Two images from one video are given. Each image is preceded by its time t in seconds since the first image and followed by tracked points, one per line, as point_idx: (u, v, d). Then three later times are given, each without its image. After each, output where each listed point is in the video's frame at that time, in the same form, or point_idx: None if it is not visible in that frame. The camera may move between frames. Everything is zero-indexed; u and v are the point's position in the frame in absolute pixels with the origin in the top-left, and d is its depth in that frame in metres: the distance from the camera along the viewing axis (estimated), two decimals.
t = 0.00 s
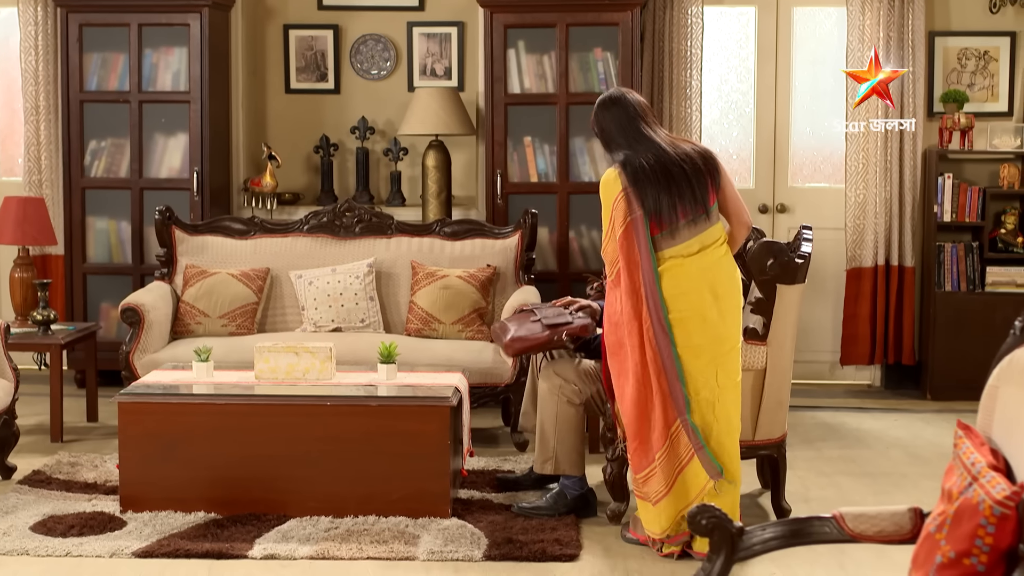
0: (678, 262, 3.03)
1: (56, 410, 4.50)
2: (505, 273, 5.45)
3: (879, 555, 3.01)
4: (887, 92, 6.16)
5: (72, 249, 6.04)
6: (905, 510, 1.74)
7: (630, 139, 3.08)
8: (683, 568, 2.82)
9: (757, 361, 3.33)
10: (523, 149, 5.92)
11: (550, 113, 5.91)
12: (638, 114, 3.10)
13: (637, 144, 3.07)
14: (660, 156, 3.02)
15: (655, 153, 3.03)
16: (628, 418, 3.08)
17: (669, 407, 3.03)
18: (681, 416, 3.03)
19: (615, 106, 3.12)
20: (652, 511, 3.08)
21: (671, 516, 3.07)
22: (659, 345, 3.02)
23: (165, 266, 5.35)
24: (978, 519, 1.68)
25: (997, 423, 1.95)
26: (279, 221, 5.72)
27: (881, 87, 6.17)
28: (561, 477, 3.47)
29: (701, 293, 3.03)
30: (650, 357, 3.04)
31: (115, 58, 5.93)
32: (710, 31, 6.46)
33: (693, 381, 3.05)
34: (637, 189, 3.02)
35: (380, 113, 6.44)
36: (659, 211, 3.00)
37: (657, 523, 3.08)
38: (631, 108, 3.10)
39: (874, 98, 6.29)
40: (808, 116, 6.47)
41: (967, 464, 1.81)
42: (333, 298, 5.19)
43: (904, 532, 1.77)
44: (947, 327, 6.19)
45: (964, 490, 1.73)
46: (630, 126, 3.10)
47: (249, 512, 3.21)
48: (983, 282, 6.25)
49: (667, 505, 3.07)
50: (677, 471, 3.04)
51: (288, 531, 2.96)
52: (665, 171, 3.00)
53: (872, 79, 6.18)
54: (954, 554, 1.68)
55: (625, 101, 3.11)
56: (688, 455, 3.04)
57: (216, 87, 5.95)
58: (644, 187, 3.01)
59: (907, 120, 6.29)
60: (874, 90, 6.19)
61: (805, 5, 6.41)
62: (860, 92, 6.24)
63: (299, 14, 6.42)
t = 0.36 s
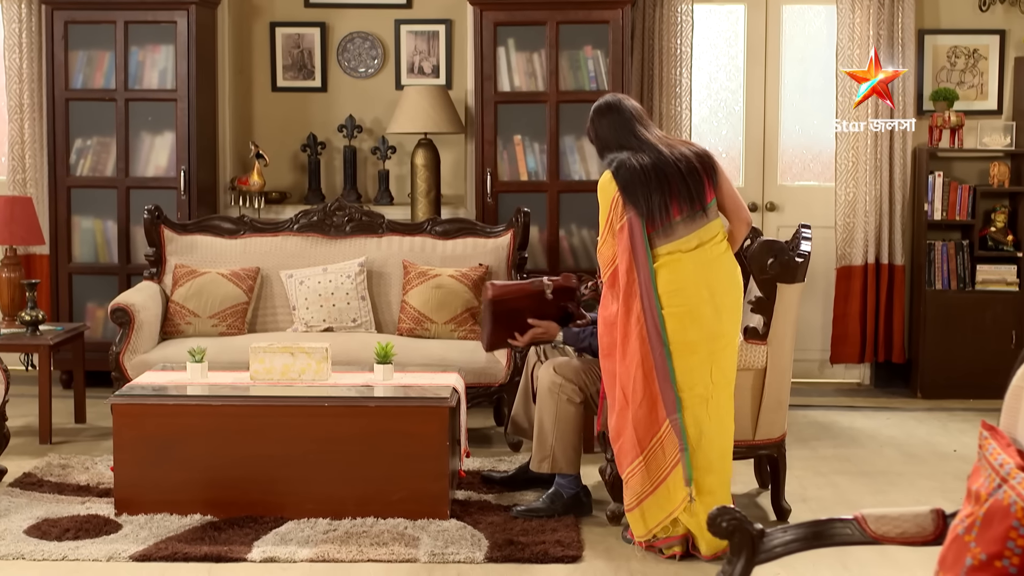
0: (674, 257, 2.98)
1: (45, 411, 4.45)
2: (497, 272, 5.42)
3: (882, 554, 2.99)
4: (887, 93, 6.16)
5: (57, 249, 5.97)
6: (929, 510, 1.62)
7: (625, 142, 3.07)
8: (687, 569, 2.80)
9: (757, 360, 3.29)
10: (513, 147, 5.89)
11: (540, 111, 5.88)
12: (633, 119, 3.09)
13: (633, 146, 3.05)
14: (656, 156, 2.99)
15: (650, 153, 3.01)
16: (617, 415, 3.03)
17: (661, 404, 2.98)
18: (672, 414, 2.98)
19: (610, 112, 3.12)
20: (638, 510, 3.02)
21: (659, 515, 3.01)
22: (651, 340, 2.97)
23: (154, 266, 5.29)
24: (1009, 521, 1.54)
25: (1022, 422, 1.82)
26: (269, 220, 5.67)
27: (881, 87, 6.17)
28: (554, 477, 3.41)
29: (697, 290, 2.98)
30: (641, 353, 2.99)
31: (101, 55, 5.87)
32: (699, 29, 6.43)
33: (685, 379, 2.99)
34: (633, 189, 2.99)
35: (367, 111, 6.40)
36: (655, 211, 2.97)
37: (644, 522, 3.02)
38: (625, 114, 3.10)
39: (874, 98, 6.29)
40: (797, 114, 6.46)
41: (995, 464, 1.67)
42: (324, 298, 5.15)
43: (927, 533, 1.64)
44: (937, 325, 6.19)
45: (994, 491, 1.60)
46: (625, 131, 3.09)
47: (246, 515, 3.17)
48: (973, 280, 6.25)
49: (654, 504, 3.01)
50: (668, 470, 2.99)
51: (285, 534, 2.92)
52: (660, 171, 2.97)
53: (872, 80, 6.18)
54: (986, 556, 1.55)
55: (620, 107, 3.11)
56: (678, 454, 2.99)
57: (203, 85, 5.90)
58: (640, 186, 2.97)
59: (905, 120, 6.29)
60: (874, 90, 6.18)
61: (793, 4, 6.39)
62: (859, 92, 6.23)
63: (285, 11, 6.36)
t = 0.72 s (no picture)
0: (697, 251, 2.89)
1: (34, 410, 4.39)
2: (490, 268, 5.38)
3: (886, 551, 2.96)
4: (887, 92, 6.15)
5: (43, 245, 5.90)
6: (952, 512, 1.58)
7: (626, 149, 2.94)
8: (692, 567, 2.77)
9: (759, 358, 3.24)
10: (503, 143, 5.85)
11: (531, 106, 5.84)
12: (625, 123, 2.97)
13: (635, 151, 2.93)
14: (666, 157, 2.89)
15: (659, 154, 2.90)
16: (627, 413, 2.93)
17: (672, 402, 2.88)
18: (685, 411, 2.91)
19: (598, 120, 2.98)
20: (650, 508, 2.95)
21: (670, 513, 2.95)
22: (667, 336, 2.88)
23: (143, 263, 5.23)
24: None
25: None
26: (258, 216, 5.61)
27: (881, 87, 6.17)
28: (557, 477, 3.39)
29: (719, 285, 2.90)
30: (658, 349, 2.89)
31: (87, 50, 5.80)
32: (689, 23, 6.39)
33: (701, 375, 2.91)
34: (649, 194, 2.88)
35: (355, 106, 6.35)
36: (674, 211, 2.88)
37: (656, 521, 2.96)
38: (615, 119, 2.97)
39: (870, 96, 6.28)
40: (786, 109, 6.44)
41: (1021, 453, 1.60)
42: (316, 295, 5.10)
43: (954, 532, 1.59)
44: (928, 320, 6.18)
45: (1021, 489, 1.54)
46: (620, 136, 2.97)
47: (243, 514, 3.13)
48: (963, 276, 6.24)
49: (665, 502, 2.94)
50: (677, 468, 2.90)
51: (285, 534, 2.88)
52: (676, 171, 2.87)
53: (872, 79, 6.17)
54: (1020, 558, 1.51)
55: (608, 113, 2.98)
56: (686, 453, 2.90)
57: (189, 80, 5.84)
58: (657, 189, 2.88)
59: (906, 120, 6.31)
60: (874, 90, 6.16)
61: None
62: (860, 92, 6.20)
63: (272, 5, 6.30)
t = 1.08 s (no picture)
0: (709, 250, 2.87)
1: (23, 411, 4.33)
2: (483, 268, 5.35)
3: (892, 552, 2.94)
4: (888, 93, 6.20)
5: (28, 245, 5.83)
6: (984, 511, 1.53)
7: (637, 142, 2.90)
8: (699, 567, 2.75)
9: (762, 357, 3.22)
10: (492, 141, 5.82)
11: (521, 104, 5.81)
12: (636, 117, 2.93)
13: (647, 145, 2.89)
14: (682, 151, 2.87)
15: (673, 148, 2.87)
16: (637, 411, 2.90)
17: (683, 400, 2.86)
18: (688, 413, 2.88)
19: (608, 113, 2.94)
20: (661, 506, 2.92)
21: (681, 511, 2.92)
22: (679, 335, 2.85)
23: (133, 262, 5.16)
24: None
25: None
26: (248, 216, 5.55)
27: (881, 87, 6.21)
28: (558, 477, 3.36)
29: (730, 284, 2.89)
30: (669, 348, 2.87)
31: (72, 47, 5.73)
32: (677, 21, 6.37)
33: (713, 374, 2.89)
34: (664, 188, 2.85)
35: (342, 104, 6.29)
36: (689, 207, 2.85)
37: (668, 518, 2.93)
38: (624, 111, 2.93)
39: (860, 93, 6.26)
40: (775, 107, 6.43)
41: None
42: (308, 295, 5.06)
43: (983, 533, 1.54)
44: (918, 318, 6.18)
45: None
46: (630, 130, 2.93)
47: (242, 517, 3.09)
48: (953, 273, 6.22)
49: (677, 501, 2.91)
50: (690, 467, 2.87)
51: (286, 537, 2.85)
52: (692, 165, 2.85)
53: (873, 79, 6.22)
54: None
55: (617, 106, 2.94)
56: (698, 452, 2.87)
57: (176, 78, 5.79)
58: (673, 184, 2.84)
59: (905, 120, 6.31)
60: (875, 90, 6.21)
61: None
62: (860, 93, 6.23)
63: (257, 2, 6.25)
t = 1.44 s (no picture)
0: (719, 247, 2.95)
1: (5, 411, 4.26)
2: (469, 265, 5.31)
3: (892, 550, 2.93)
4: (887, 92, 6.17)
5: (5, 243, 5.75)
6: (1009, 509, 1.51)
7: (636, 140, 2.93)
8: (701, 566, 2.73)
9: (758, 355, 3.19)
10: (476, 138, 5.78)
11: (504, 100, 5.77)
12: (631, 114, 2.96)
13: (646, 142, 2.93)
14: (681, 148, 2.92)
15: (675, 146, 2.93)
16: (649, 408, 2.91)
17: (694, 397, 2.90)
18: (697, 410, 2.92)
19: (602, 112, 2.96)
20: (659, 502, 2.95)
21: (681, 507, 2.94)
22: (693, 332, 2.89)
23: (115, 261, 5.09)
24: None
25: None
26: (231, 213, 5.48)
27: (881, 87, 6.19)
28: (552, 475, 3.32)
29: (738, 282, 2.97)
30: (682, 345, 2.91)
31: (51, 43, 5.65)
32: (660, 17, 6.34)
33: (720, 370, 2.95)
34: (670, 186, 2.90)
35: (322, 100, 6.24)
36: (694, 204, 2.92)
37: (666, 514, 2.95)
38: (619, 110, 2.96)
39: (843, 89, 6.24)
40: (758, 103, 6.42)
41: None
42: (294, 292, 5.02)
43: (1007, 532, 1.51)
44: (902, 314, 6.18)
45: None
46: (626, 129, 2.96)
47: (235, 519, 3.04)
48: (937, 269, 6.23)
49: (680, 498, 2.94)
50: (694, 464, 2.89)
51: (282, 539, 2.81)
52: (694, 163, 2.92)
53: (872, 80, 6.17)
54: None
55: (611, 105, 2.97)
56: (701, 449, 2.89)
57: (156, 73, 5.72)
58: (677, 181, 2.90)
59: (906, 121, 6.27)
60: (874, 90, 6.18)
61: None
62: (860, 93, 6.22)
63: None
